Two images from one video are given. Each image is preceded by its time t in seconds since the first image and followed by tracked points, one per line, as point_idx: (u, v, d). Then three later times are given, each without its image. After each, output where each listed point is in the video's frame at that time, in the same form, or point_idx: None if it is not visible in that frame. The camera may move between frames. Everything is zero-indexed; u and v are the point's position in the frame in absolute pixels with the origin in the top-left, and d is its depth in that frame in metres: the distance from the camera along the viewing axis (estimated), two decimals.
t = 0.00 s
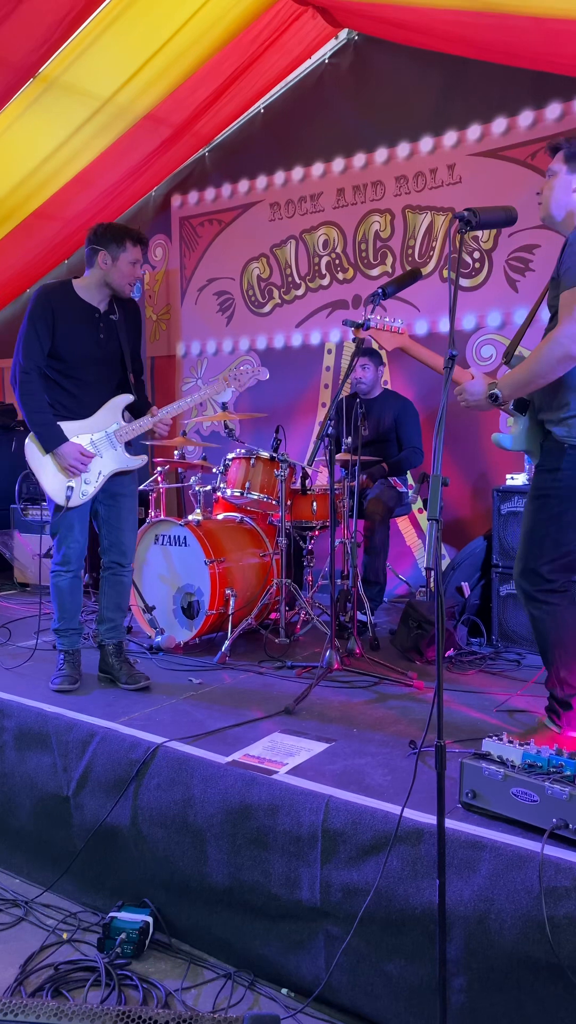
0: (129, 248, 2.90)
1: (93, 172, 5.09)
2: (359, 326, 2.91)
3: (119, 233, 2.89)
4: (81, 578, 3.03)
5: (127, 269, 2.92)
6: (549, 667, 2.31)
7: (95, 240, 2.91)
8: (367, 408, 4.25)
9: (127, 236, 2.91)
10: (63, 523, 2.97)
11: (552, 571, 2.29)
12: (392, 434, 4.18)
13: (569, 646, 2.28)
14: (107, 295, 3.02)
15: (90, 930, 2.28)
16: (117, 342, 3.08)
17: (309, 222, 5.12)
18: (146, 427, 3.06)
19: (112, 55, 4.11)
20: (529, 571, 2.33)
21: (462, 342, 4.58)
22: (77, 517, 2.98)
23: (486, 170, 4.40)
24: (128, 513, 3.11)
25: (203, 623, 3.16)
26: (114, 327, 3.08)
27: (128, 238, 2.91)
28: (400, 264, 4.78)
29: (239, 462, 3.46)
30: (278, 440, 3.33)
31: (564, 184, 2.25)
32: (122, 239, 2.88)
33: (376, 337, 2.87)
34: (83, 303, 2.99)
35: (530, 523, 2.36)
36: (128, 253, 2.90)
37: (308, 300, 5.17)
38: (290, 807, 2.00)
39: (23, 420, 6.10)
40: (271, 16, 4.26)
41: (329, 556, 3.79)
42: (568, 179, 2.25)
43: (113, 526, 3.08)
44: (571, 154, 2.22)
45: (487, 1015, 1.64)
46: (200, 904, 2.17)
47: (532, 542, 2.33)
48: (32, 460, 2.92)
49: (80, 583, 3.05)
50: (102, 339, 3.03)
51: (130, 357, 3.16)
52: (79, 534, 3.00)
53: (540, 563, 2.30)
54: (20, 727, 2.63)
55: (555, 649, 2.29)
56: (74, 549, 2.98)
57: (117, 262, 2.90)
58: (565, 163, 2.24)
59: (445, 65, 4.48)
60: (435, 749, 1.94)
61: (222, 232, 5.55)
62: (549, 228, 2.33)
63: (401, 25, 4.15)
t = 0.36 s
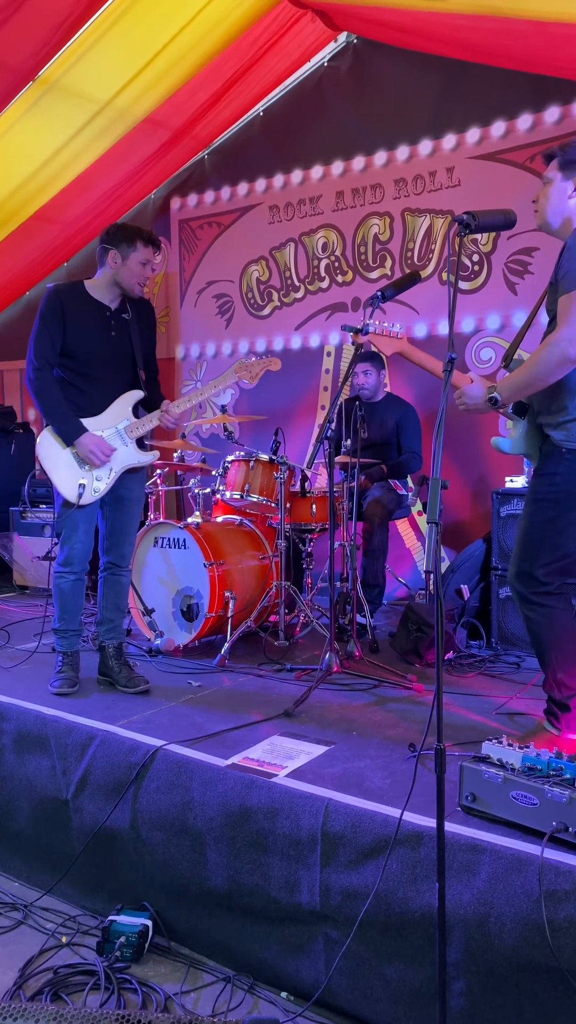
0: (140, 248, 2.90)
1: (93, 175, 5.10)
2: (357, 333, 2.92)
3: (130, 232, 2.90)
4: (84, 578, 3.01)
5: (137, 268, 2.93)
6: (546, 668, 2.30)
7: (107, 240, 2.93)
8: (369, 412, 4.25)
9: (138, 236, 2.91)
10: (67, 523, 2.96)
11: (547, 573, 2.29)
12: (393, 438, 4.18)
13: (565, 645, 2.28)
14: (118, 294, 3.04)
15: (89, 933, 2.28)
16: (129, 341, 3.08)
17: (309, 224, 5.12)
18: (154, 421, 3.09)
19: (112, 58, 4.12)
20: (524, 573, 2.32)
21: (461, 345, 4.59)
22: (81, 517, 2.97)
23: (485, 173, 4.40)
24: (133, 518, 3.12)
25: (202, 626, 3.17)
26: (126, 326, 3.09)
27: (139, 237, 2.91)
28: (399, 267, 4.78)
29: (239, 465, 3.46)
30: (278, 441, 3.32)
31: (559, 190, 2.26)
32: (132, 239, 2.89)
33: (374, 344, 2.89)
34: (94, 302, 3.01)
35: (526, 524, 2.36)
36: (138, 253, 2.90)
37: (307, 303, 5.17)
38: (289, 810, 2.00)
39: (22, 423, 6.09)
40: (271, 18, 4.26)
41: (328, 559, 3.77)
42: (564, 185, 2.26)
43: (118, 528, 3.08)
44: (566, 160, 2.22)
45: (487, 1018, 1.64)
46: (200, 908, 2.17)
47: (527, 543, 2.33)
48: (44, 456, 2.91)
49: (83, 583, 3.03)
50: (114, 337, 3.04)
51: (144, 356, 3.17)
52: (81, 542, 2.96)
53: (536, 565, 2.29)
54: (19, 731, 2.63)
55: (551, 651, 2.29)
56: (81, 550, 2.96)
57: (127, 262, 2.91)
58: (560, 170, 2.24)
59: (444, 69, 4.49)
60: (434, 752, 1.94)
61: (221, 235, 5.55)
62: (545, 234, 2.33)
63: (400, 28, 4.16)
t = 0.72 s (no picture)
0: (142, 248, 2.90)
1: (93, 176, 5.10)
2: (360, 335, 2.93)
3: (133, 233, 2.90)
4: (85, 580, 3.00)
5: (139, 269, 2.93)
6: (548, 670, 2.30)
7: (110, 241, 2.93)
8: (371, 412, 4.24)
9: (140, 236, 2.91)
10: (66, 524, 2.97)
11: (549, 574, 2.29)
12: (395, 439, 4.20)
13: (567, 647, 2.28)
14: (120, 294, 3.05)
15: (89, 935, 2.27)
16: (133, 342, 3.09)
17: (309, 225, 5.12)
18: (154, 421, 3.06)
19: (112, 59, 4.12)
20: (526, 574, 2.32)
21: (461, 346, 4.58)
22: (77, 516, 2.96)
23: (485, 174, 4.40)
24: (133, 521, 3.10)
25: (202, 627, 3.17)
26: (130, 327, 3.09)
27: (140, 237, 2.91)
28: (399, 267, 4.78)
29: (239, 466, 3.46)
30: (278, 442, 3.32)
31: (559, 191, 2.25)
32: (134, 239, 2.89)
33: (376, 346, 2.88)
34: (97, 302, 3.02)
35: (528, 525, 2.35)
36: (140, 253, 2.90)
37: (308, 303, 5.17)
38: (289, 811, 2.00)
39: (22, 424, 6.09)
40: (271, 19, 4.27)
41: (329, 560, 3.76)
42: (563, 186, 2.25)
43: (120, 531, 3.06)
44: (566, 160, 2.22)
45: (488, 1020, 1.63)
46: (201, 909, 2.17)
47: (530, 544, 2.32)
48: (45, 454, 2.91)
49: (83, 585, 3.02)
50: (117, 337, 3.05)
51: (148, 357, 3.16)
52: (78, 542, 2.96)
53: (538, 566, 2.29)
54: (19, 732, 2.63)
55: (554, 652, 2.28)
56: (82, 549, 2.96)
57: (129, 262, 2.91)
58: (560, 171, 2.24)
59: (444, 70, 4.49)
60: (435, 754, 1.94)
61: (221, 235, 5.56)
62: (545, 234, 2.33)
63: (399, 29, 4.16)
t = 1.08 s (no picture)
0: (141, 248, 2.90)
1: (95, 176, 5.10)
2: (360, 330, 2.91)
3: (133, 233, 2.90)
4: (85, 580, 2.99)
5: (138, 268, 2.93)
6: (554, 670, 2.29)
7: (110, 240, 2.93)
8: (371, 410, 4.23)
9: (139, 236, 2.91)
10: (65, 523, 2.97)
11: (559, 571, 2.28)
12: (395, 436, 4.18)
13: (574, 646, 2.28)
14: (120, 294, 3.05)
15: (92, 934, 2.27)
16: (132, 342, 3.09)
17: (311, 224, 5.12)
18: (153, 421, 3.05)
19: (114, 58, 4.12)
20: (534, 572, 2.32)
21: (464, 344, 4.58)
22: (77, 515, 2.96)
23: (488, 172, 4.40)
24: (133, 519, 3.10)
25: (204, 626, 3.16)
26: (129, 327, 3.09)
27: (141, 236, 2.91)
28: (401, 266, 4.78)
29: (241, 465, 3.45)
30: (279, 441, 3.32)
31: (560, 189, 2.25)
32: (134, 239, 2.89)
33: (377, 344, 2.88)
34: (96, 302, 3.02)
35: (536, 524, 2.35)
36: (139, 252, 2.90)
37: (310, 303, 5.16)
38: (292, 811, 1.99)
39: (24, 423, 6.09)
40: (273, 17, 4.26)
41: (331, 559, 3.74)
42: (565, 184, 2.25)
43: (120, 530, 3.06)
44: (567, 158, 2.22)
45: (490, 1019, 1.63)
46: (203, 907, 2.17)
47: (538, 542, 2.32)
48: (44, 453, 2.93)
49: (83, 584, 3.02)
50: (116, 337, 3.05)
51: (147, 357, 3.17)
52: (76, 542, 2.96)
53: (547, 564, 2.29)
54: (22, 731, 2.62)
55: (560, 651, 2.28)
56: (82, 548, 2.96)
57: (129, 261, 2.91)
58: (561, 169, 2.24)
59: (446, 68, 4.48)
60: (437, 753, 1.94)
61: (224, 234, 5.55)
62: (547, 232, 2.32)
63: (401, 27, 4.16)
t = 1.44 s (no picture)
0: (123, 250, 2.87)
1: (98, 173, 5.10)
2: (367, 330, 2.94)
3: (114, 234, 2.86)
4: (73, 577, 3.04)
5: (119, 271, 2.91)
6: (552, 663, 2.29)
7: (91, 240, 2.90)
8: (371, 405, 4.22)
9: (121, 237, 2.87)
10: (60, 524, 2.97)
11: (552, 567, 2.28)
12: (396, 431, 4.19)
13: (570, 639, 2.28)
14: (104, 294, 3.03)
15: (97, 930, 2.28)
16: (119, 342, 3.08)
17: (316, 220, 5.11)
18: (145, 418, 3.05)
19: (118, 55, 4.12)
20: (528, 567, 2.32)
21: (469, 341, 4.57)
22: (73, 516, 2.97)
23: (493, 168, 4.39)
24: (133, 517, 3.08)
25: (209, 622, 3.16)
26: (115, 326, 3.08)
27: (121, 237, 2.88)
28: (406, 262, 4.77)
29: (246, 461, 3.44)
30: (285, 439, 3.31)
31: (566, 185, 2.24)
32: (115, 240, 2.86)
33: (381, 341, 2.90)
34: (80, 303, 3.00)
35: (531, 519, 2.35)
36: (121, 256, 2.87)
37: (314, 299, 5.16)
38: (297, 807, 2.00)
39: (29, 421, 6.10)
40: (277, 13, 4.26)
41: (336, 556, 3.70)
42: (570, 180, 2.24)
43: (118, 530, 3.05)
44: (572, 154, 2.22)
45: (495, 1015, 1.63)
46: (207, 903, 2.17)
47: (535, 537, 2.32)
48: (37, 455, 2.91)
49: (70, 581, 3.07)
50: (101, 338, 3.04)
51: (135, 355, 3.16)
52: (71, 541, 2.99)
53: (541, 560, 2.29)
54: (27, 727, 2.63)
55: (557, 645, 2.28)
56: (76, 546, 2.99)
57: (109, 264, 2.89)
58: (566, 165, 2.23)
59: (452, 64, 4.47)
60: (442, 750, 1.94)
61: (228, 231, 5.55)
62: (552, 228, 2.32)
63: (406, 23, 4.15)
